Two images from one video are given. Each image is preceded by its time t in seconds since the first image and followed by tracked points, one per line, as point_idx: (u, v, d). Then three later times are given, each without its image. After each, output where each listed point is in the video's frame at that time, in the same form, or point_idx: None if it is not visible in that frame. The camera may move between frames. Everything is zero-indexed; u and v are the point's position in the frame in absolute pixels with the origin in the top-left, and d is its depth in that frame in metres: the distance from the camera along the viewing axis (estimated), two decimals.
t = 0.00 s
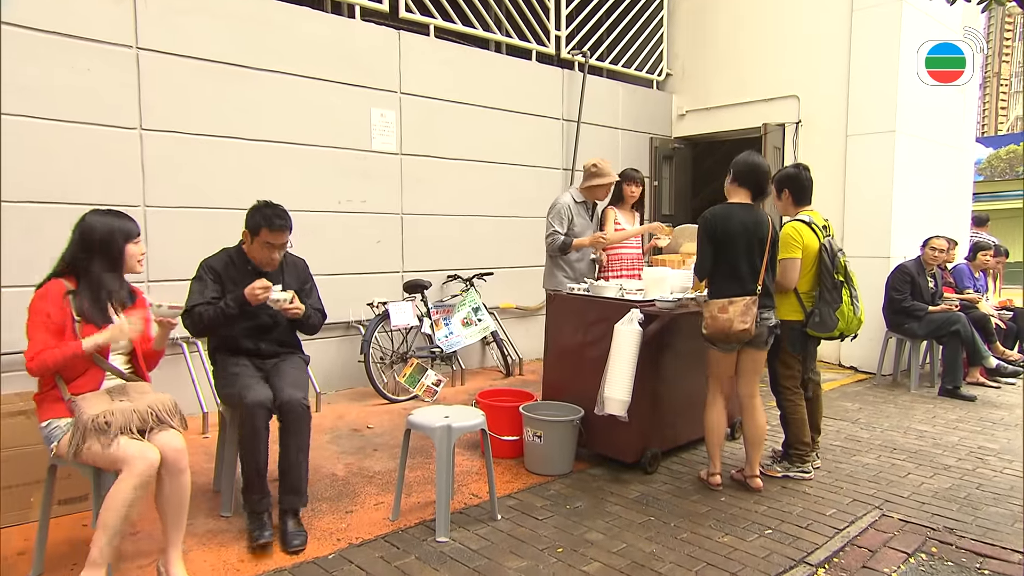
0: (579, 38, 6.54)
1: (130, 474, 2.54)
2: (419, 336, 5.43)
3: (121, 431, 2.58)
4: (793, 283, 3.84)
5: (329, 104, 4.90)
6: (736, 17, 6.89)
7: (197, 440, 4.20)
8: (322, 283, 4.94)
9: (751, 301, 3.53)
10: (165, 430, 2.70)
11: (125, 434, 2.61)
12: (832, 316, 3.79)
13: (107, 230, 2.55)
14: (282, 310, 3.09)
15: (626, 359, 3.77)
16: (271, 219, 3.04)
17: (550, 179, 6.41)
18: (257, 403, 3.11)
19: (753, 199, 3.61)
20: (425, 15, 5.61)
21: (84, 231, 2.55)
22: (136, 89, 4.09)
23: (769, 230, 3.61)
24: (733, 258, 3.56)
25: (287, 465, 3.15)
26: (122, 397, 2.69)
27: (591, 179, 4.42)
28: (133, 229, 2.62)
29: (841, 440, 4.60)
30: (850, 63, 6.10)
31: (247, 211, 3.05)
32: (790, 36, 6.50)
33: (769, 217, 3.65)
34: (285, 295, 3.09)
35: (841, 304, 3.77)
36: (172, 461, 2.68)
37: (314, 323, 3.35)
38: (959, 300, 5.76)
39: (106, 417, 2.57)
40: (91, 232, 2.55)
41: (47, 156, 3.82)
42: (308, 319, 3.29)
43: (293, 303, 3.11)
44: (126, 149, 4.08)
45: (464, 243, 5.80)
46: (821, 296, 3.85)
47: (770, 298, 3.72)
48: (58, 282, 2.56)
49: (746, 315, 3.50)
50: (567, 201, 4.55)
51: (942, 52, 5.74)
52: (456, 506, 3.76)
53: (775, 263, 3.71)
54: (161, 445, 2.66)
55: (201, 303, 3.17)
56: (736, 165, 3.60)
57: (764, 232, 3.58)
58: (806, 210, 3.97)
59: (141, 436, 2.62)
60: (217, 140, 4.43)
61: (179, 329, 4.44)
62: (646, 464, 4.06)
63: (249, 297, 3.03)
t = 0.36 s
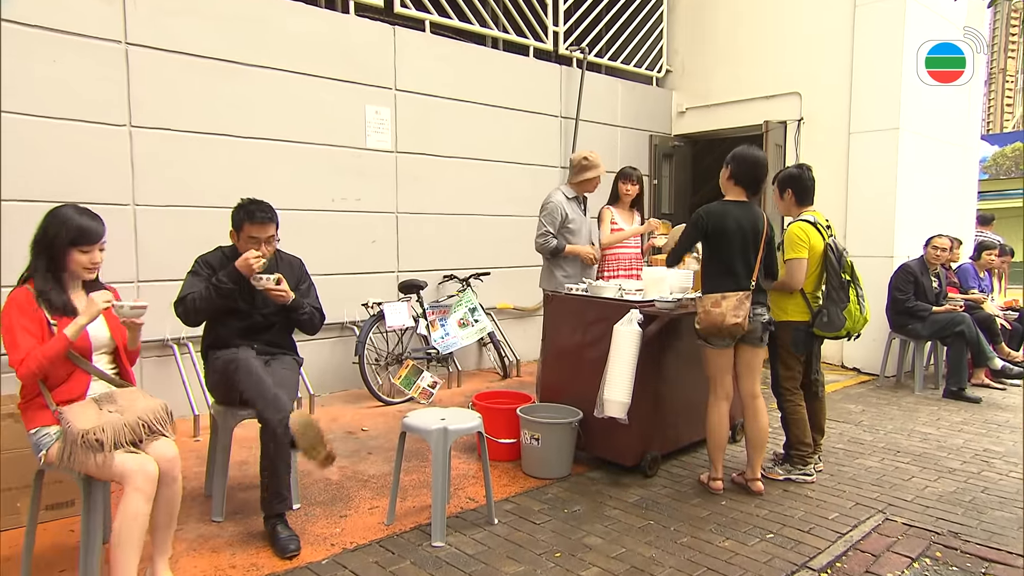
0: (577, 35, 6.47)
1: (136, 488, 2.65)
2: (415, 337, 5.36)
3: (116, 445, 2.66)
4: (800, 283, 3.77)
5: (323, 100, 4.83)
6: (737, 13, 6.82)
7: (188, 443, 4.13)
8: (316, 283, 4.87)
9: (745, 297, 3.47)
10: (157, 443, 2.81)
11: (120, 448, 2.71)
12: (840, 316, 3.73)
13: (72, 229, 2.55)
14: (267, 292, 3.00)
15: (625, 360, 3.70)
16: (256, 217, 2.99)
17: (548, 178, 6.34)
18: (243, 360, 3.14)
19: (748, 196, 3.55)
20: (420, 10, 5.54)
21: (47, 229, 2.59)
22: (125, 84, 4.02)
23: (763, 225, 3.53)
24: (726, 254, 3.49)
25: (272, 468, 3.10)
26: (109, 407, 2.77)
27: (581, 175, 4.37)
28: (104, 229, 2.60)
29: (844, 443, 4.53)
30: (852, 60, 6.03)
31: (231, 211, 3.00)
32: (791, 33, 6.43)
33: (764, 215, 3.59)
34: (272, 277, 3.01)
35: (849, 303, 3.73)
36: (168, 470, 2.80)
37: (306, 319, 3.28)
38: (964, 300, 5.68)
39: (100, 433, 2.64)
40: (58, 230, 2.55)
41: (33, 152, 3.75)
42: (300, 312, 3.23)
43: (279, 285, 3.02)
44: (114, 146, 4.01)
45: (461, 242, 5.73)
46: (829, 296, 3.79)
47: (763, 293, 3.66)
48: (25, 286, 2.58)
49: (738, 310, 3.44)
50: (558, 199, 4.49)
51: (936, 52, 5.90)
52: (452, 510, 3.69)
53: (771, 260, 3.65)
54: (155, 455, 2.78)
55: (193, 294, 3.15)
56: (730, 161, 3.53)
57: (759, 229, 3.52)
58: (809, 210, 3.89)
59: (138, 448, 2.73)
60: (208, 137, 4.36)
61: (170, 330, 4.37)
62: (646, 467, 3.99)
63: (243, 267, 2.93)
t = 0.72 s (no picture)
0: (575, 30, 6.40)
1: (119, 494, 2.60)
2: (410, 338, 5.30)
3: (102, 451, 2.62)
4: (802, 283, 3.71)
5: (317, 97, 4.76)
6: (737, 9, 6.75)
7: (179, 446, 4.06)
8: (310, 283, 4.80)
9: (747, 298, 3.41)
10: (146, 450, 2.76)
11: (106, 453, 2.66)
12: (841, 315, 3.70)
13: (64, 227, 2.57)
14: (263, 291, 2.95)
15: (624, 361, 3.64)
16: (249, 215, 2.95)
17: (547, 176, 6.27)
18: (264, 362, 3.08)
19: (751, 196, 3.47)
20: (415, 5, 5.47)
21: (48, 229, 2.66)
22: (113, 80, 3.95)
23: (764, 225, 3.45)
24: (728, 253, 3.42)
25: (261, 473, 3.03)
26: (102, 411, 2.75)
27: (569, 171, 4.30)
28: (96, 229, 2.60)
29: (847, 445, 4.46)
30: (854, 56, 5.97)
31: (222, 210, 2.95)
32: (792, 29, 6.36)
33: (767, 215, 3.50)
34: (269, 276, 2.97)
35: (850, 302, 3.68)
36: (155, 478, 2.74)
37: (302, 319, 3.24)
38: (968, 300, 5.62)
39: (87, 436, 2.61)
40: (53, 229, 2.58)
41: (19, 148, 3.68)
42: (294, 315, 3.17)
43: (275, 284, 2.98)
44: (103, 143, 3.94)
45: (458, 242, 5.67)
46: (830, 295, 3.74)
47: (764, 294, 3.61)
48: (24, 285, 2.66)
49: (742, 311, 3.38)
50: (548, 199, 4.42)
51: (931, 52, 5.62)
52: (448, 514, 3.63)
53: (773, 258, 3.57)
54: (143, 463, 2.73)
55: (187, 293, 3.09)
56: (730, 161, 3.46)
57: (761, 230, 3.44)
58: (811, 209, 3.82)
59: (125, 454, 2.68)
60: (200, 134, 4.29)
61: (161, 331, 4.30)
62: (645, 470, 3.93)
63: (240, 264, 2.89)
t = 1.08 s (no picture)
0: (573, 26, 6.33)
1: (104, 500, 2.54)
2: (405, 339, 5.22)
3: (87, 456, 2.55)
4: (804, 283, 3.64)
5: (309, 93, 4.69)
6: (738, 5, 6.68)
7: (169, 449, 3.99)
8: (303, 282, 4.73)
9: (744, 296, 3.34)
10: (132, 454, 2.69)
11: (92, 459, 2.58)
12: (843, 314, 3.63)
13: (68, 231, 2.51)
14: (266, 301, 2.91)
15: (622, 362, 3.58)
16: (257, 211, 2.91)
17: (545, 174, 6.19)
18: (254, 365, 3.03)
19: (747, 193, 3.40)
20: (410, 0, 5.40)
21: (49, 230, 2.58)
22: (101, 76, 3.88)
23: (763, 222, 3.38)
24: (724, 250, 3.35)
25: (252, 477, 2.97)
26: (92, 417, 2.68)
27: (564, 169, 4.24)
28: (101, 235, 2.55)
29: (850, 448, 4.40)
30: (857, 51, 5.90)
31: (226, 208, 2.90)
32: (794, 23, 6.29)
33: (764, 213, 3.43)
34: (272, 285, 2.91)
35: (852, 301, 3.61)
36: (142, 485, 2.67)
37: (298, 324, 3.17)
38: (973, 300, 5.54)
39: (73, 441, 2.55)
40: (57, 232, 2.52)
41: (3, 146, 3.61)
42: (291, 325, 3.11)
43: (278, 293, 2.92)
44: (91, 140, 3.87)
45: (454, 241, 5.59)
46: (831, 294, 3.68)
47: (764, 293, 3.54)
48: (22, 286, 2.59)
49: (739, 310, 3.32)
50: (542, 197, 4.35)
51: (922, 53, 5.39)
52: (444, 519, 3.56)
53: (773, 256, 3.47)
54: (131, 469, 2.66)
55: (184, 296, 3.01)
56: (726, 160, 3.39)
57: (758, 227, 3.36)
58: (810, 209, 3.75)
59: (113, 460, 2.62)
60: (190, 131, 4.22)
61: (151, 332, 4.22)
62: (644, 474, 3.86)
63: (239, 273, 2.84)
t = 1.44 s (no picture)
0: (570, 21, 6.26)
1: (91, 505, 2.47)
2: (400, 340, 5.16)
3: (73, 461, 2.49)
4: (808, 283, 3.58)
5: (302, 90, 4.62)
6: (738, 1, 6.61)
7: (159, 453, 3.92)
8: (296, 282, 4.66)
9: (743, 296, 3.28)
10: (121, 458, 2.62)
11: (79, 463, 2.52)
12: (848, 315, 3.56)
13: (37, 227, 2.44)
14: (265, 315, 2.86)
15: (621, 363, 3.51)
16: (268, 207, 2.82)
17: (543, 172, 6.12)
18: (253, 369, 2.97)
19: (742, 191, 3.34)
20: None
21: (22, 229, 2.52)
22: (89, 72, 3.81)
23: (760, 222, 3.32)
24: (722, 250, 3.29)
25: (244, 481, 2.90)
26: (80, 420, 2.62)
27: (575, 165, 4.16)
28: (71, 228, 2.45)
29: (852, 450, 4.33)
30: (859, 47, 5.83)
31: (233, 207, 2.79)
32: (796, 19, 6.23)
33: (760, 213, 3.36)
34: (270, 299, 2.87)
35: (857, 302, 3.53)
36: (130, 490, 2.61)
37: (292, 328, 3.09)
38: (978, 300, 5.48)
39: (59, 444, 2.48)
40: (29, 229, 2.46)
41: None
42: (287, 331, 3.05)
43: (276, 308, 2.89)
44: (79, 136, 3.81)
45: (450, 240, 5.52)
46: (836, 294, 3.61)
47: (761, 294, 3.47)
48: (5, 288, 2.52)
49: (739, 310, 3.25)
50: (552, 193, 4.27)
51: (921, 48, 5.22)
52: (439, 523, 3.49)
53: (770, 256, 3.42)
54: (119, 473, 2.60)
55: (182, 304, 2.90)
56: (722, 159, 3.32)
57: (754, 227, 3.29)
58: (812, 207, 3.69)
59: (101, 465, 2.55)
60: (181, 128, 4.15)
61: (141, 333, 4.15)
62: (644, 478, 3.79)
63: (233, 299, 2.77)
